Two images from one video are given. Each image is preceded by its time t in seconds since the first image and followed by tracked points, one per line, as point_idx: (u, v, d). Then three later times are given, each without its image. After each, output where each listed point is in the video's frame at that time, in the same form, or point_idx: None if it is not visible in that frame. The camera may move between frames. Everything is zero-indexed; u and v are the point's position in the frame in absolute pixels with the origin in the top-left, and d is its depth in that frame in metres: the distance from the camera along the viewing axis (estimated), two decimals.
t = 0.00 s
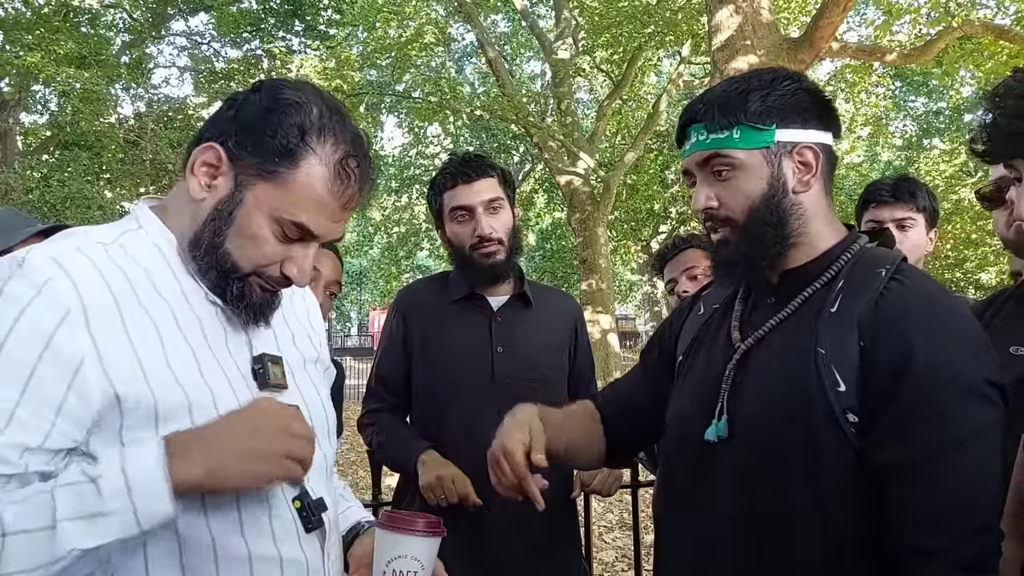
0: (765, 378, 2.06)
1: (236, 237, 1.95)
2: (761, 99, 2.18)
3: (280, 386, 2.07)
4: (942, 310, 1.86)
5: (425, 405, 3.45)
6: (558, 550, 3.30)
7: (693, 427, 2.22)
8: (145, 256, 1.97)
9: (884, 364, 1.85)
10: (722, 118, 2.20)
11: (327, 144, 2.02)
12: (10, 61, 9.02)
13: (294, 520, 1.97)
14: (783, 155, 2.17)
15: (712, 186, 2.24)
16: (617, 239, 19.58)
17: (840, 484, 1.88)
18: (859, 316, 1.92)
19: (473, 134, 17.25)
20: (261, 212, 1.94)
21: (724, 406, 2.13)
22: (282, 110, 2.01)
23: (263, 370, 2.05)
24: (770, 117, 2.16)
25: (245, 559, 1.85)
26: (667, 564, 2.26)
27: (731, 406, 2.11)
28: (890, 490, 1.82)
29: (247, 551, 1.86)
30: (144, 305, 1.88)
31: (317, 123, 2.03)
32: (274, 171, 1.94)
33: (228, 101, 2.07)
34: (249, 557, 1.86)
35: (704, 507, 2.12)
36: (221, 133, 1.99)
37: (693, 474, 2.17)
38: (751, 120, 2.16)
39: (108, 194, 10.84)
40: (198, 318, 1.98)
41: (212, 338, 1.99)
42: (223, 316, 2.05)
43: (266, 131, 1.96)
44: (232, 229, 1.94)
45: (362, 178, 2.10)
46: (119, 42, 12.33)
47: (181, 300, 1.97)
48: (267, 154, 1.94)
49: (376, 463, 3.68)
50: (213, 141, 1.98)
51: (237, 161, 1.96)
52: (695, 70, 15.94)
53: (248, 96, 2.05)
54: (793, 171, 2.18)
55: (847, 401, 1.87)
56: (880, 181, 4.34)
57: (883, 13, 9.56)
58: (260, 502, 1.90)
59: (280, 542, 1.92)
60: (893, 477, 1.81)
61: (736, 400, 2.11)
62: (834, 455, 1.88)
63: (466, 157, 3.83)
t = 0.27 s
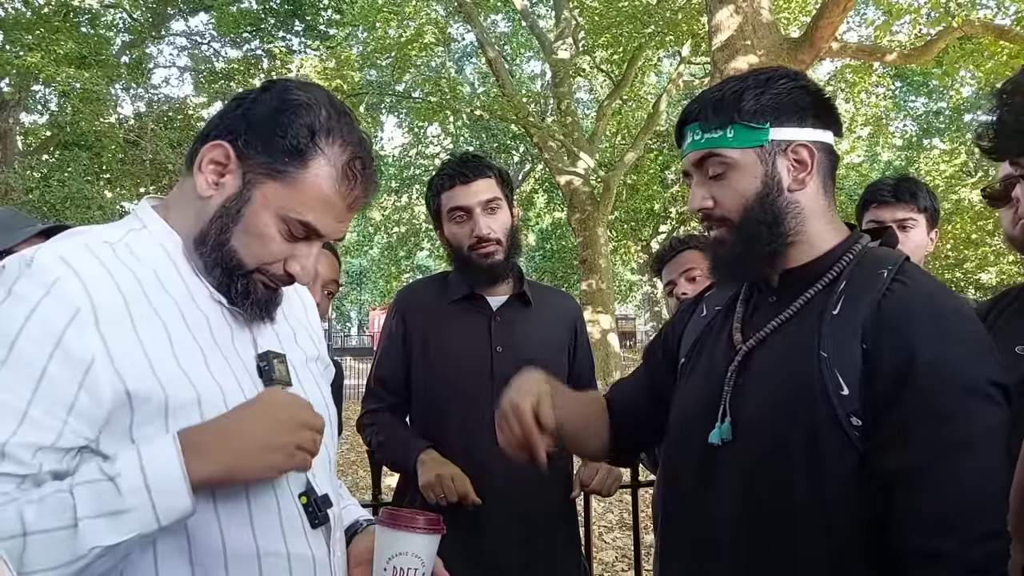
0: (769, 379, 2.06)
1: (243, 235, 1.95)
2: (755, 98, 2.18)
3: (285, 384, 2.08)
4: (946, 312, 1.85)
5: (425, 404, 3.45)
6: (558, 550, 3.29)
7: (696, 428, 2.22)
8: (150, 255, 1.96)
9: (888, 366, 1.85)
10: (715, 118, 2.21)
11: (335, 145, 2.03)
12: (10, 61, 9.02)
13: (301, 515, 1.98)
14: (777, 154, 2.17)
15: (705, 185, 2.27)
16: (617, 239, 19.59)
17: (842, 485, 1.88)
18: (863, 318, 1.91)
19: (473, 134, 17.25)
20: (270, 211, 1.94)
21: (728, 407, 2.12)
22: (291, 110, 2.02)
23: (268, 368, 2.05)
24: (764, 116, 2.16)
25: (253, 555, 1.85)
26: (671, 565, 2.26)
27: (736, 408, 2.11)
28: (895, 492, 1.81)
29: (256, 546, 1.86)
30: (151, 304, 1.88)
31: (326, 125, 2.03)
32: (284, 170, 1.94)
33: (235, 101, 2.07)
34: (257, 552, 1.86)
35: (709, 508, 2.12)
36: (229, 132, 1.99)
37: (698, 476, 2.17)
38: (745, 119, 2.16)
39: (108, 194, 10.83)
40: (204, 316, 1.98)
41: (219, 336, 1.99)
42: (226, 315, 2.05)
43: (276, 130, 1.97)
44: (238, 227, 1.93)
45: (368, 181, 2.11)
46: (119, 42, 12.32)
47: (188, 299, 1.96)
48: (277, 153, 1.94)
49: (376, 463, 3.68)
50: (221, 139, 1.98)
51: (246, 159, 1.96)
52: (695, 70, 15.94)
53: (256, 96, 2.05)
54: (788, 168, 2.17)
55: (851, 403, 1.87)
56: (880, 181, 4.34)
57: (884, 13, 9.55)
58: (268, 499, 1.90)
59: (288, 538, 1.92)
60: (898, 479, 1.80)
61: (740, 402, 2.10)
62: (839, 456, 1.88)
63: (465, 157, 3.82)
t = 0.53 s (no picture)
0: (771, 379, 2.06)
1: (244, 232, 1.94)
2: (753, 101, 2.19)
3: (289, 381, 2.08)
4: (948, 315, 1.85)
5: (426, 403, 3.45)
6: (558, 548, 3.30)
7: (698, 429, 2.22)
8: (153, 254, 1.96)
9: (890, 368, 1.85)
10: (713, 122, 2.22)
11: (337, 143, 2.04)
12: (10, 61, 9.01)
13: (303, 511, 1.98)
14: (777, 156, 2.17)
15: (709, 190, 2.27)
16: (617, 239, 19.60)
17: (844, 485, 1.88)
18: (865, 319, 1.91)
19: (473, 134, 17.26)
20: (271, 207, 1.95)
21: (729, 409, 2.12)
22: (293, 109, 2.03)
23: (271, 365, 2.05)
24: (764, 119, 2.16)
25: (256, 551, 1.85)
26: (672, 566, 2.27)
27: (738, 409, 2.11)
28: (896, 494, 1.82)
29: (260, 543, 1.86)
30: (156, 303, 1.88)
31: (327, 123, 2.04)
32: (286, 168, 1.95)
33: (234, 100, 2.07)
34: (261, 550, 1.86)
35: (710, 510, 2.12)
36: (231, 129, 1.99)
37: (699, 477, 2.17)
38: (744, 123, 2.17)
39: (108, 194, 10.83)
40: (208, 315, 1.98)
41: (220, 334, 1.99)
42: (229, 314, 2.05)
43: (278, 129, 1.97)
44: (240, 224, 1.94)
45: (367, 179, 2.12)
46: (119, 42, 12.31)
47: (192, 298, 1.96)
48: (279, 150, 1.95)
49: (376, 462, 3.67)
50: (221, 136, 1.98)
51: (248, 157, 1.96)
52: (694, 70, 15.94)
53: (256, 95, 2.06)
54: (789, 171, 2.18)
55: (851, 405, 1.87)
56: (881, 181, 4.34)
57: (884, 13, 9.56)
58: (271, 495, 1.90)
59: (292, 536, 1.93)
60: (899, 480, 1.80)
61: (742, 403, 2.10)
62: (840, 458, 1.88)
63: (464, 157, 3.82)
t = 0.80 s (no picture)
0: (774, 379, 2.06)
1: (246, 232, 1.94)
2: (751, 106, 2.18)
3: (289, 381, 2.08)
4: (953, 316, 1.85)
5: (426, 404, 3.45)
6: (558, 549, 3.30)
7: (700, 429, 2.22)
8: (155, 255, 1.95)
9: (894, 368, 1.85)
10: (711, 131, 2.21)
11: (337, 142, 2.04)
12: (10, 61, 9.01)
13: (305, 511, 1.98)
14: (776, 161, 2.16)
15: (710, 198, 2.26)
16: (617, 239, 19.60)
17: (845, 485, 1.88)
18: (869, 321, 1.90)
19: (473, 134, 17.26)
20: (273, 207, 1.95)
21: (733, 409, 2.12)
22: (295, 109, 2.02)
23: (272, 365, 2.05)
24: (761, 124, 2.16)
25: (260, 550, 1.85)
26: (672, 565, 2.27)
27: (741, 409, 2.11)
28: (898, 494, 1.82)
29: (263, 542, 1.86)
30: (158, 303, 1.87)
31: (328, 123, 2.04)
32: (288, 167, 1.95)
33: (234, 100, 2.07)
34: (264, 549, 1.86)
35: (711, 509, 2.12)
36: (232, 129, 1.99)
37: (701, 477, 2.17)
38: (741, 130, 2.16)
39: (108, 194, 10.83)
40: (210, 316, 1.97)
41: (222, 333, 1.99)
42: (231, 315, 2.05)
43: (278, 129, 1.97)
44: (241, 225, 1.94)
45: (367, 178, 2.13)
46: (119, 41, 12.29)
47: (194, 299, 1.96)
48: (281, 150, 1.95)
49: (375, 463, 3.67)
50: (222, 137, 1.98)
51: (249, 157, 1.96)
52: (694, 70, 15.95)
53: (256, 95, 2.06)
54: (790, 174, 2.17)
55: (855, 405, 1.87)
56: (881, 181, 4.33)
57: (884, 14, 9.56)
58: (274, 494, 1.91)
59: (295, 534, 1.93)
60: (902, 481, 1.80)
61: (746, 403, 2.10)
62: (842, 458, 1.88)
63: (463, 158, 3.82)
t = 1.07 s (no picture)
0: (775, 379, 2.06)
1: (247, 232, 1.95)
2: (748, 109, 2.17)
3: (289, 380, 2.08)
4: (954, 316, 1.84)
5: (426, 405, 3.45)
6: (559, 553, 3.30)
7: (701, 428, 2.22)
8: (156, 255, 1.95)
9: (894, 368, 1.85)
10: (709, 134, 2.21)
11: (339, 143, 2.04)
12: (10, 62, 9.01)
13: (306, 510, 2.00)
14: (774, 164, 2.17)
15: (708, 201, 2.26)
16: (617, 239, 19.61)
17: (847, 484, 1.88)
18: (871, 319, 1.90)
19: (473, 134, 17.27)
20: (275, 207, 1.95)
21: (734, 409, 2.12)
22: (297, 108, 2.03)
23: (273, 365, 2.05)
24: (758, 127, 2.16)
25: (262, 548, 1.86)
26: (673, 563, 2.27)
27: (742, 408, 2.10)
28: (901, 494, 1.82)
29: (265, 541, 1.87)
30: (159, 304, 1.87)
31: (330, 124, 2.04)
32: (289, 167, 1.95)
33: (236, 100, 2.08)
34: (265, 546, 1.87)
35: (712, 509, 2.12)
36: (234, 128, 1.99)
37: (702, 476, 2.17)
38: (739, 133, 2.16)
39: (108, 194, 10.82)
40: (212, 316, 1.97)
41: (223, 333, 1.98)
42: (232, 315, 2.05)
43: (280, 129, 1.98)
44: (242, 225, 1.94)
45: (369, 178, 2.13)
46: (119, 42, 12.28)
47: (195, 299, 1.96)
48: (283, 150, 1.96)
49: (376, 464, 3.68)
50: (225, 136, 1.98)
51: (251, 157, 1.96)
52: (694, 70, 15.96)
53: (259, 96, 2.06)
54: (788, 176, 2.17)
55: (857, 405, 1.87)
56: (881, 181, 4.33)
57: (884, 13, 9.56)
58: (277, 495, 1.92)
59: (296, 533, 1.94)
60: (904, 481, 1.81)
61: (747, 404, 2.10)
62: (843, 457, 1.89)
63: (464, 158, 3.82)
